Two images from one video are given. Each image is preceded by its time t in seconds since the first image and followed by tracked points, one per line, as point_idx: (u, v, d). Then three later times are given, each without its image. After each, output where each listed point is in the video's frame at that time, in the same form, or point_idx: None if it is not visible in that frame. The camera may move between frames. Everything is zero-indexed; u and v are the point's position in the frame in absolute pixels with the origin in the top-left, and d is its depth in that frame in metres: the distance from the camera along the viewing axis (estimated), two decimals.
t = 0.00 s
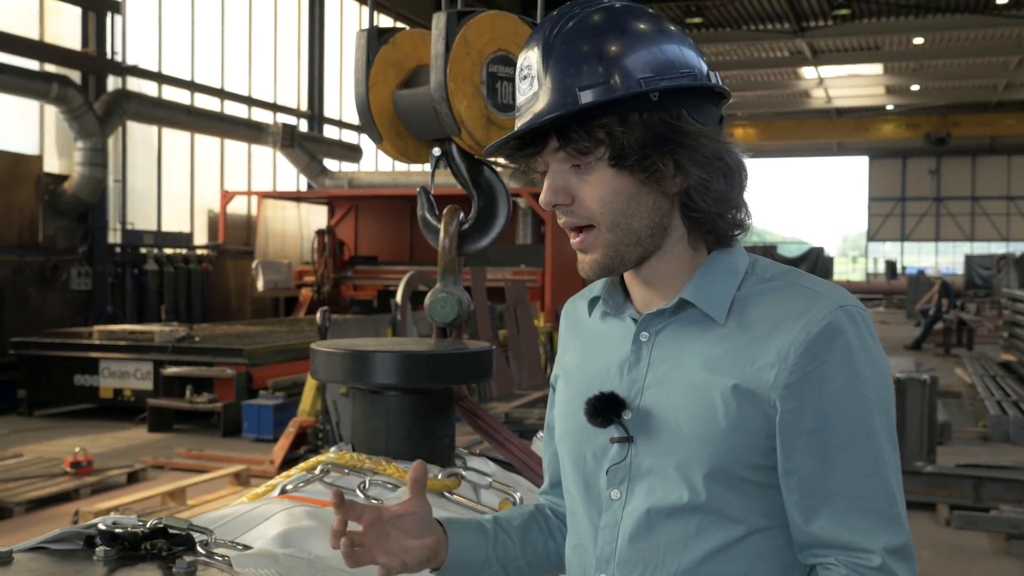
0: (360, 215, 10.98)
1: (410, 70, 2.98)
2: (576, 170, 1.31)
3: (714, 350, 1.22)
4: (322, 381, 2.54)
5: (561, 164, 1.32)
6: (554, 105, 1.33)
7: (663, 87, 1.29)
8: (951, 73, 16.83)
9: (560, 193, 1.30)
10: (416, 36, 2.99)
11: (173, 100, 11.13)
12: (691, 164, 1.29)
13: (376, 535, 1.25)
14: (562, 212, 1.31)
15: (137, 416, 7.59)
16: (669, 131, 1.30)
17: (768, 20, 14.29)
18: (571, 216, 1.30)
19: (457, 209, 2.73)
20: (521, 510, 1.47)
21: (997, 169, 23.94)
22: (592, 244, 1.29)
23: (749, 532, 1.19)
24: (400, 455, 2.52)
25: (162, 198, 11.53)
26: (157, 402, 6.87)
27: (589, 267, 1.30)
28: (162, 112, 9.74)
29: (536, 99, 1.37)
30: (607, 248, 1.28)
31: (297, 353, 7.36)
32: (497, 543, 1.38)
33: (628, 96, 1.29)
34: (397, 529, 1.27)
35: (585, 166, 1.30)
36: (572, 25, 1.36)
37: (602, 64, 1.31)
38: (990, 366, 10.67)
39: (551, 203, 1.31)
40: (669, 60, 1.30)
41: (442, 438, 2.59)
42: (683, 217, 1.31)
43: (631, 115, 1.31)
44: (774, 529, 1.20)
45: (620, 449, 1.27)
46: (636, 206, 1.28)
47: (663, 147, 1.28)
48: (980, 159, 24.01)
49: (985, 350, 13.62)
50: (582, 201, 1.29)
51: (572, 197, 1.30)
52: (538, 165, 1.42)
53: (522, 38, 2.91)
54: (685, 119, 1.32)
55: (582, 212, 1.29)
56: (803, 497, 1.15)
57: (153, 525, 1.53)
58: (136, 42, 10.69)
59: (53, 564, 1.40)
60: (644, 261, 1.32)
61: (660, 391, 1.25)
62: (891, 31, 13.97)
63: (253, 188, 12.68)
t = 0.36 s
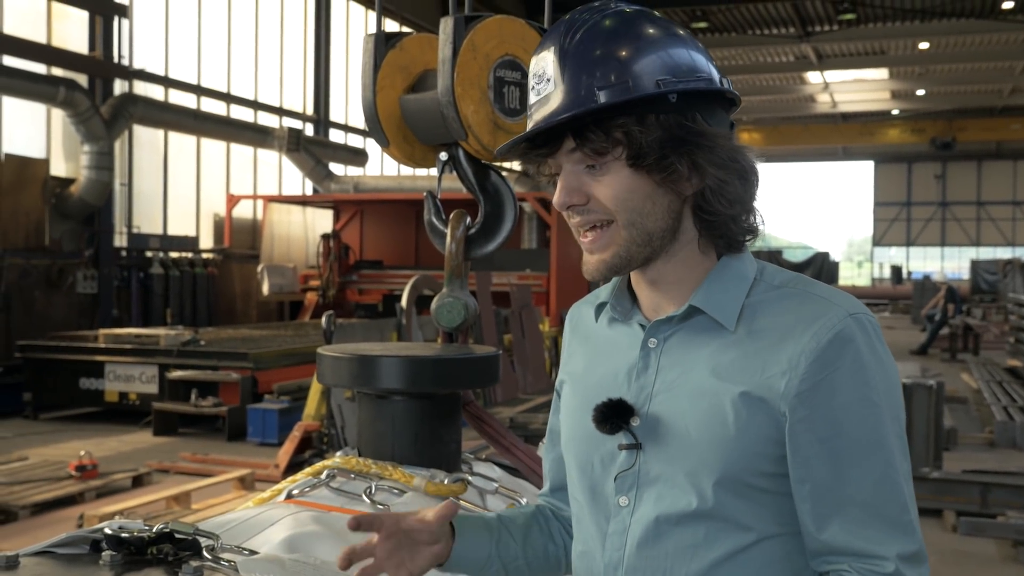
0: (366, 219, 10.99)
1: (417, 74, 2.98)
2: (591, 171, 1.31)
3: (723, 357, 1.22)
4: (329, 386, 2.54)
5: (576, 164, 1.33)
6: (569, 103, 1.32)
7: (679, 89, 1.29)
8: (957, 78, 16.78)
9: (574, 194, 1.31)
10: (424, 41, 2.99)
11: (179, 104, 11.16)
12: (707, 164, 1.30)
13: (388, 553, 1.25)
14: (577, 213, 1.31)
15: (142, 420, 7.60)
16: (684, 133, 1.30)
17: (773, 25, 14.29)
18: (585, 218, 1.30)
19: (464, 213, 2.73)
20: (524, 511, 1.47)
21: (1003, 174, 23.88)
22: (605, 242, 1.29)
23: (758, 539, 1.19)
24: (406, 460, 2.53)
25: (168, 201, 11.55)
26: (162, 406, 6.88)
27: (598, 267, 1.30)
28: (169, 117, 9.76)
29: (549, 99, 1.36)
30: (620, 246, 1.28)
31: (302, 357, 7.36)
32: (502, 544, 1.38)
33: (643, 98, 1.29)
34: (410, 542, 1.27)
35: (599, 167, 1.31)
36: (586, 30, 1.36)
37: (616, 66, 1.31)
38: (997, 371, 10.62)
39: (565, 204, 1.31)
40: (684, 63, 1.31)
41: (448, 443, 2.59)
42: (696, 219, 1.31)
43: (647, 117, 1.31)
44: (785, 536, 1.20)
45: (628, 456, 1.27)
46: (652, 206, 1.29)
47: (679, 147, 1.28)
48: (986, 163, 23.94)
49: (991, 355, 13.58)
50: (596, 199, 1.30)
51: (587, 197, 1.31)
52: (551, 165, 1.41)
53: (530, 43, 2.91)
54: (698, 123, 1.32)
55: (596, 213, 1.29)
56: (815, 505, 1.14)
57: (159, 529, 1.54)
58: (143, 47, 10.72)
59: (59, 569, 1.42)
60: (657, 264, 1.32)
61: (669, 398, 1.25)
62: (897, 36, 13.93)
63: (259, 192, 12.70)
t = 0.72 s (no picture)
0: (362, 228, 10.99)
1: (414, 85, 2.98)
2: (589, 185, 1.33)
3: (728, 376, 1.24)
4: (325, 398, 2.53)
5: (574, 177, 1.34)
6: (571, 117, 1.34)
7: (680, 106, 1.30)
8: (952, 89, 16.85)
9: (572, 207, 1.33)
10: (421, 52, 2.99)
11: (176, 113, 11.17)
12: (705, 185, 1.31)
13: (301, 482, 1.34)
14: (574, 225, 1.33)
15: (137, 430, 7.58)
16: (685, 151, 1.31)
17: (769, 36, 14.36)
18: (582, 232, 1.32)
19: (461, 224, 2.72)
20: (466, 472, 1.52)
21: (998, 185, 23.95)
22: (597, 254, 1.31)
23: (756, 557, 1.20)
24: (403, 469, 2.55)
25: (164, 211, 11.54)
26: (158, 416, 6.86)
27: (592, 277, 1.32)
28: (166, 126, 9.76)
29: (553, 109, 1.38)
30: (613, 261, 1.29)
31: (298, 367, 7.34)
32: (429, 485, 1.47)
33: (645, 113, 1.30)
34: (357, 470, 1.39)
35: (598, 181, 1.32)
36: (594, 39, 1.37)
37: (620, 78, 1.32)
38: (993, 381, 10.64)
39: (563, 216, 1.33)
40: (690, 75, 1.30)
41: (445, 454, 2.60)
42: (695, 237, 1.33)
43: (645, 132, 1.32)
44: (785, 554, 1.21)
45: (628, 470, 1.28)
46: (647, 224, 1.30)
47: (677, 166, 1.29)
48: (982, 173, 24.01)
49: (987, 365, 13.58)
50: (593, 213, 1.32)
51: (584, 210, 1.32)
52: (553, 175, 1.44)
53: (527, 56, 2.92)
54: (703, 139, 1.33)
55: (593, 227, 1.31)
56: (818, 527, 1.16)
57: (154, 542, 1.54)
58: (140, 57, 10.74)
59: None
60: (657, 277, 1.34)
61: (671, 413, 1.26)
62: (891, 46, 13.99)
63: (255, 202, 12.70)
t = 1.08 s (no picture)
0: (362, 232, 11.00)
1: (413, 89, 2.99)
2: (604, 185, 1.33)
3: (734, 378, 1.25)
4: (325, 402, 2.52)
5: (589, 176, 1.34)
6: (585, 115, 1.34)
7: (698, 107, 1.31)
8: (951, 91, 16.86)
9: (584, 207, 1.32)
10: (420, 57, 3.00)
11: (175, 117, 11.17)
12: (721, 186, 1.33)
13: (246, 417, 1.39)
14: (586, 226, 1.32)
15: (138, 434, 7.58)
16: (702, 151, 1.32)
17: (768, 39, 14.38)
18: (595, 232, 1.32)
19: (460, 229, 2.74)
20: (421, 432, 1.52)
21: (998, 187, 23.94)
22: (609, 257, 1.30)
23: (760, 562, 1.21)
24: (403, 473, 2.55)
25: (164, 215, 11.55)
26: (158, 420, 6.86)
27: (603, 281, 1.31)
28: (164, 130, 9.75)
29: (565, 110, 1.37)
30: (627, 265, 1.29)
31: (298, 370, 7.33)
32: (377, 437, 1.47)
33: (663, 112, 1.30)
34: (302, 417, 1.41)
35: (613, 181, 1.32)
36: (606, 39, 1.36)
37: (635, 77, 1.32)
38: (993, 384, 10.64)
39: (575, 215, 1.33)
40: (704, 75, 1.32)
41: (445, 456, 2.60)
42: (708, 238, 1.35)
43: (663, 132, 1.32)
44: (789, 559, 1.22)
45: (630, 474, 1.28)
46: (661, 224, 1.31)
47: (695, 166, 1.31)
48: (981, 176, 24.01)
49: (987, 368, 13.59)
50: (606, 215, 1.31)
51: (597, 211, 1.32)
52: (564, 174, 1.43)
53: (527, 59, 2.93)
54: (718, 140, 1.35)
55: (606, 227, 1.31)
56: (824, 533, 1.18)
57: (154, 546, 1.54)
58: (138, 61, 10.74)
59: None
60: (668, 278, 1.34)
61: (675, 417, 1.27)
62: (890, 49, 13.98)
63: (255, 205, 12.70)
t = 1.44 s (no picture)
0: (362, 233, 10.99)
1: (413, 90, 2.99)
2: (590, 202, 1.32)
3: (739, 380, 1.24)
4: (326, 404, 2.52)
5: (574, 194, 1.34)
6: (568, 135, 1.34)
7: (674, 114, 1.30)
8: (951, 91, 16.87)
9: (571, 224, 1.32)
10: (421, 57, 3.00)
11: (175, 119, 11.18)
12: (714, 190, 1.32)
13: (259, 390, 1.38)
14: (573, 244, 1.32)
15: (138, 436, 7.57)
16: (685, 160, 1.32)
17: (768, 38, 14.39)
18: (583, 249, 1.31)
19: (461, 229, 2.73)
20: (423, 425, 1.51)
21: (998, 186, 23.93)
22: (603, 272, 1.30)
23: (767, 563, 1.21)
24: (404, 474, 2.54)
25: (164, 216, 11.55)
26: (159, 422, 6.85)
27: (606, 296, 1.31)
28: (165, 131, 9.75)
29: (549, 126, 1.38)
30: (619, 278, 1.29)
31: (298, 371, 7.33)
32: (381, 423, 1.45)
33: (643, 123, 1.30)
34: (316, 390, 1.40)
35: (598, 197, 1.31)
36: (590, 45, 1.36)
37: (616, 85, 1.32)
38: (994, 383, 10.63)
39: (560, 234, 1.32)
40: (686, 81, 1.32)
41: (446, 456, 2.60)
42: (700, 245, 1.34)
43: (643, 143, 1.32)
44: (794, 559, 1.22)
45: (635, 476, 1.28)
46: (651, 235, 1.30)
47: (677, 176, 1.30)
48: (982, 176, 24.00)
49: (988, 367, 13.59)
50: (595, 231, 1.31)
51: (586, 227, 1.31)
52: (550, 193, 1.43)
53: (528, 58, 2.93)
54: (701, 144, 1.34)
55: (595, 244, 1.31)
56: (832, 534, 1.18)
57: (156, 548, 1.53)
58: (139, 63, 10.74)
59: None
60: (663, 287, 1.34)
61: (679, 418, 1.27)
62: (890, 49, 13.99)
63: (256, 207, 12.71)
